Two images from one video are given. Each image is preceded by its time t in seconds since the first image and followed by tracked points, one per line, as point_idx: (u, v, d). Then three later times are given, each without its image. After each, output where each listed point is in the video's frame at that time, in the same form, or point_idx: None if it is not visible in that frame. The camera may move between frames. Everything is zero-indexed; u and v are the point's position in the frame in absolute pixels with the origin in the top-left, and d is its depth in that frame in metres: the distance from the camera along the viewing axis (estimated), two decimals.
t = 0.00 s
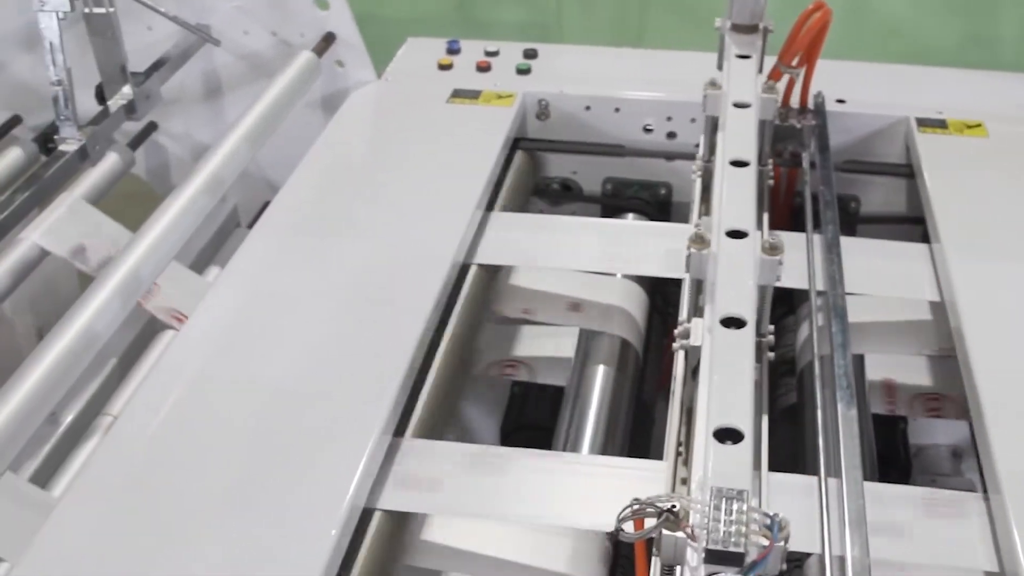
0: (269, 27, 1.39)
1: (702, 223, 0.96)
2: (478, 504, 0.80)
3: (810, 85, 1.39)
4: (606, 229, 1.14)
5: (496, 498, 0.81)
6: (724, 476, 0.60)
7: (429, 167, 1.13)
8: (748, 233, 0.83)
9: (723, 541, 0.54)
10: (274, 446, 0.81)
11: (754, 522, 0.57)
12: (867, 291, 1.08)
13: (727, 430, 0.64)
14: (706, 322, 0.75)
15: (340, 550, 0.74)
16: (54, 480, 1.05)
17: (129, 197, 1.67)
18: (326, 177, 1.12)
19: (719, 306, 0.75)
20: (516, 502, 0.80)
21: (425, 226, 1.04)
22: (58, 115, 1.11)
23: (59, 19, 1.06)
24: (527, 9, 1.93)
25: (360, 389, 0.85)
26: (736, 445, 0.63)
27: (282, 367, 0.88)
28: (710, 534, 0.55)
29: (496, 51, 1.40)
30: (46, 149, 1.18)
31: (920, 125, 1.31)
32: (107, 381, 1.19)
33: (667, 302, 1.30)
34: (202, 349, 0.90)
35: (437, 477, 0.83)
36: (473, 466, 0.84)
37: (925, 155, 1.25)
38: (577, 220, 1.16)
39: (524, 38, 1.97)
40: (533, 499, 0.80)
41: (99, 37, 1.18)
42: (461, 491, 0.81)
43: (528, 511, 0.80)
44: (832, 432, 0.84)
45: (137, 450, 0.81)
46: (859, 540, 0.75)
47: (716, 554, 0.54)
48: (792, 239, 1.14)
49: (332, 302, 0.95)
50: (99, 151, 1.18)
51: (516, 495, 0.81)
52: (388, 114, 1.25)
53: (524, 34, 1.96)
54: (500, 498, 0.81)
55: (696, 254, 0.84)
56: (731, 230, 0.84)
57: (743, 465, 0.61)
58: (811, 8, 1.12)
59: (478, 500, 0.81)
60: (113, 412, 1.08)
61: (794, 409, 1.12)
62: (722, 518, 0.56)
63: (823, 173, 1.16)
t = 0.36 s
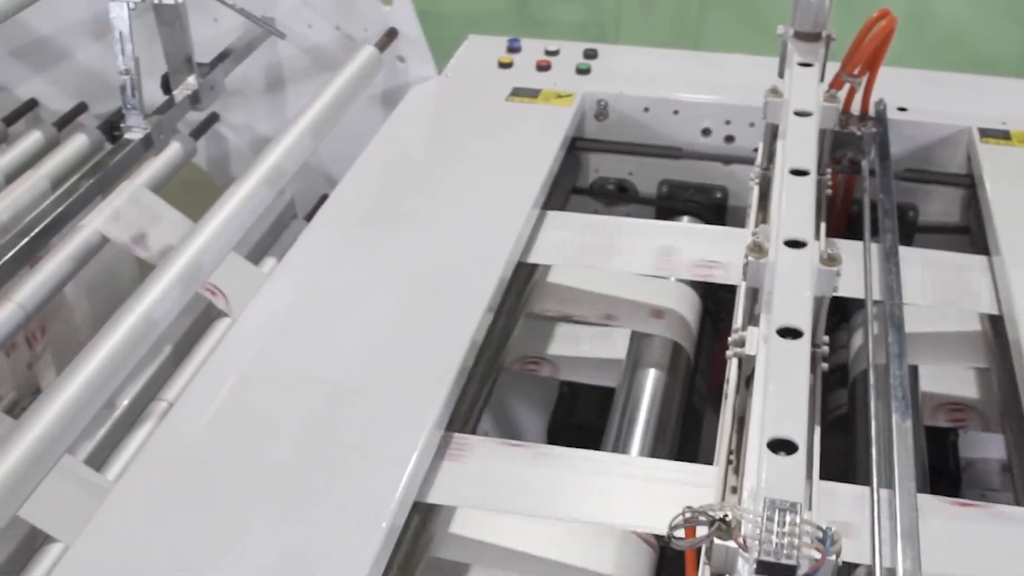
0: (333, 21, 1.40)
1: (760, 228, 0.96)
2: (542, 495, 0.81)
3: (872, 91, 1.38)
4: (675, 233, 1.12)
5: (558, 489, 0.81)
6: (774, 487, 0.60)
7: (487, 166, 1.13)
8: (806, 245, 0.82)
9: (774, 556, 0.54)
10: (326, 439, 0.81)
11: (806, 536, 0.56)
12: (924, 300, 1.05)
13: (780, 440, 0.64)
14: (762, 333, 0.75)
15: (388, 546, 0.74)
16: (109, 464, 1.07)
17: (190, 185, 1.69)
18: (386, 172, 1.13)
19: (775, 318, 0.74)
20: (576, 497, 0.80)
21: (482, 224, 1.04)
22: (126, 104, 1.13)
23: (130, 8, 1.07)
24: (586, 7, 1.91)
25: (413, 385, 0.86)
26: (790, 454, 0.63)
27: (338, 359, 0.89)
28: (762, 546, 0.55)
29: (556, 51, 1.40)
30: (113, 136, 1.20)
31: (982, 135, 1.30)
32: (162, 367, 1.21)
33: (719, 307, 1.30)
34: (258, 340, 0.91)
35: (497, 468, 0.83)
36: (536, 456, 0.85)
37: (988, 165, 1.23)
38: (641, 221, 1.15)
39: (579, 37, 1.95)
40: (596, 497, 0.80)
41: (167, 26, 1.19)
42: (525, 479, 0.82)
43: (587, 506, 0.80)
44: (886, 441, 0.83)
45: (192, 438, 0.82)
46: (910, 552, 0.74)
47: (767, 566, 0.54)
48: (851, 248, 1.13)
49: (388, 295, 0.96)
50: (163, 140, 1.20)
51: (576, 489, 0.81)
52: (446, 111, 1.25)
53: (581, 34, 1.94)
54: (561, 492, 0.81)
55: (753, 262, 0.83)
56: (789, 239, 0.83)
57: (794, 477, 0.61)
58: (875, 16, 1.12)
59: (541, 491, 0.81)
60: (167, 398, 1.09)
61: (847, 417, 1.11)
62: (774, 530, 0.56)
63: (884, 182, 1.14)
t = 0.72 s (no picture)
0: (394, 17, 1.42)
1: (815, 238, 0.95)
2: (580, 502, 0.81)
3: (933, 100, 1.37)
4: (714, 233, 1.12)
5: (592, 496, 0.81)
6: (826, 502, 0.60)
7: (543, 165, 1.13)
8: (861, 258, 0.82)
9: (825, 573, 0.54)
10: (377, 434, 0.82)
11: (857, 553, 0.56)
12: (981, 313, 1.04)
13: (833, 455, 0.63)
14: (816, 345, 0.74)
15: (435, 542, 0.74)
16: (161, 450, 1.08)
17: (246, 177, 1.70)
18: (443, 168, 1.14)
19: (830, 332, 0.74)
20: (608, 501, 0.80)
21: (537, 224, 1.04)
22: (189, 94, 1.15)
23: None
24: (641, 7, 1.90)
25: (465, 382, 0.86)
26: (843, 470, 0.62)
27: (391, 353, 0.90)
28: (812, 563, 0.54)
29: (615, 51, 1.40)
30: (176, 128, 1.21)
31: None
32: (215, 356, 1.22)
33: (771, 313, 1.29)
34: (312, 333, 0.92)
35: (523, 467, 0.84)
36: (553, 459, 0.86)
37: None
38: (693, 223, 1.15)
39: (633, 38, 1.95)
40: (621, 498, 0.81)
41: (232, 19, 1.21)
42: (544, 481, 0.82)
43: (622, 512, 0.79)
44: (939, 453, 0.82)
45: (245, 427, 0.83)
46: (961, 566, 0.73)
47: None
48: (908, 259, 1.11)
49: (441, 291, 0.96)
50: (222, 131, 1.22)
51: (611, 494, 0.81)
52: (503, 109, 1.26)
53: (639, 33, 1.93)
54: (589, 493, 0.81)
55: (809, 273, 0.83)
56: (845, 252, 0.83)
57: (848, 493, 0.60)
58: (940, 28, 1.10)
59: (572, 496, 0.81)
60: (217, 386, 1.10)
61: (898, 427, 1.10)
62: (825, 543, 0.56)
63: (943, 192, 1.12)
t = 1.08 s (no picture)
0: (451, 14, 1.42)
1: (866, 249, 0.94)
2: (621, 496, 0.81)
3: (993, 109, 1.36)
4: (756, 239, 1.12)
5: (633, 488, 0.81)
6: (876, 518, 0.59)
7: (597, 166, 1.13)
8: (917, 273, 0.81)
9: None
10: (426, 430, 0.82)
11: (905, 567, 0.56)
12: None
13: (882, 472, 0.63)
14: (868, 360, 0.74)
15: (480, 539, 0.74)
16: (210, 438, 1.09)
17: (298, 170, 1.72)
18: (497, 166, 1.14)
19: (882, 346, 0.73)
20: (656, 495, 0.81)
21: (589, 224, 1.04)
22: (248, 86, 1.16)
23: None
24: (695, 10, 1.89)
25: (514, 380, 0.86)
26: (891, 488, 0.62)
27: (441, 349, 0.90)
28: None
29: (671, 53, 1.39)
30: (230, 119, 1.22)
31: None
32: (263, 347, 1.23)
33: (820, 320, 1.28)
34: (362, 327, 0.93)
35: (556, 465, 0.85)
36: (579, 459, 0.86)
37: None
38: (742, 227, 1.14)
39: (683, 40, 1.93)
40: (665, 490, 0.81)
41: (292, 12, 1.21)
42: (581, 481, 0.83)
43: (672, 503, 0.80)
44: (990, 466, 0.82)
45: (295, 418, 0.84)
46: None
47: None
48: (963, 270, 1.10)
49: (492, 289, 0.96)
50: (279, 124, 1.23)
51: (650, 487, 0.82)
52: (558, 109, 1.26)
53: (691, 37, 1.92)
54: (631, 487, 0.82)
55: (862, 289, 0.82)
56: (899, 267, 0.82)
57: (899, 511, 0.60)
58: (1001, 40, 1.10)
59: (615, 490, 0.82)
60: (266, 377, 1.11)
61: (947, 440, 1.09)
62: (873, 562, 0.56)
63: (999, 203, 1.11)
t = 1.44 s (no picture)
0: (503, 14, 1.42)
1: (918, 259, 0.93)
2: (658, 500, 0.81)
3: None
4: (798, 244, 1.11)
5: (670, 489, 0.81)
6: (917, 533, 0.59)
7: (645, 167, 1.13)
8: (967, 286, 0.80)
9: None
10: (469, 427, 0.82)
11: None
12: None
13: (927, 487, 0.62)
14: (916, 373, 0.73)
15: (520, 539, 0.75)
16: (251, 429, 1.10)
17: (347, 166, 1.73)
18: (545, 166, 1.14)
19: (930, 360, 0.72)
20: (695, 496, 0.81)
21: (636, 226, 1.04)
22: (301, 81, 1.16)
23: None
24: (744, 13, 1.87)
25: (558, 379, 0.86)
26: (935, 502, 0.61)
27: (485, 347, 0.90)
28: None
29: (721, 56, 1.39)
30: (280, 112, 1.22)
31: None
32: (308, 339, 1.24)
33: (864, 327, 1.27)
34: (407, 323, 0.93)
35: (594, 466, 0.84)
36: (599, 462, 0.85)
37: None
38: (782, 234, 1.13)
39: (729, 42, 1.91)
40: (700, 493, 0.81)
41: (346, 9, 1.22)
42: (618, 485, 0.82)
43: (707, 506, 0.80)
44: None
45: (339, 412, 0.84)
46: None
47: None
48: (1013, 279, 1.09)
49: (537, 288, 0.96)
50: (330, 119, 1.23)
51: (687, 488, 0.81)
52: (607, 110, 1.26)
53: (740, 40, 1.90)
54: (667, 487, 0.82)
55: (910, 301, 0.83)
56: (951, 281, 0.81)
57: (943, 523, 0.60)
58: None
59: (655, 490, 0.82)
60: (310, 369, 1.12)
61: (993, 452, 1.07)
62: None
63: None
